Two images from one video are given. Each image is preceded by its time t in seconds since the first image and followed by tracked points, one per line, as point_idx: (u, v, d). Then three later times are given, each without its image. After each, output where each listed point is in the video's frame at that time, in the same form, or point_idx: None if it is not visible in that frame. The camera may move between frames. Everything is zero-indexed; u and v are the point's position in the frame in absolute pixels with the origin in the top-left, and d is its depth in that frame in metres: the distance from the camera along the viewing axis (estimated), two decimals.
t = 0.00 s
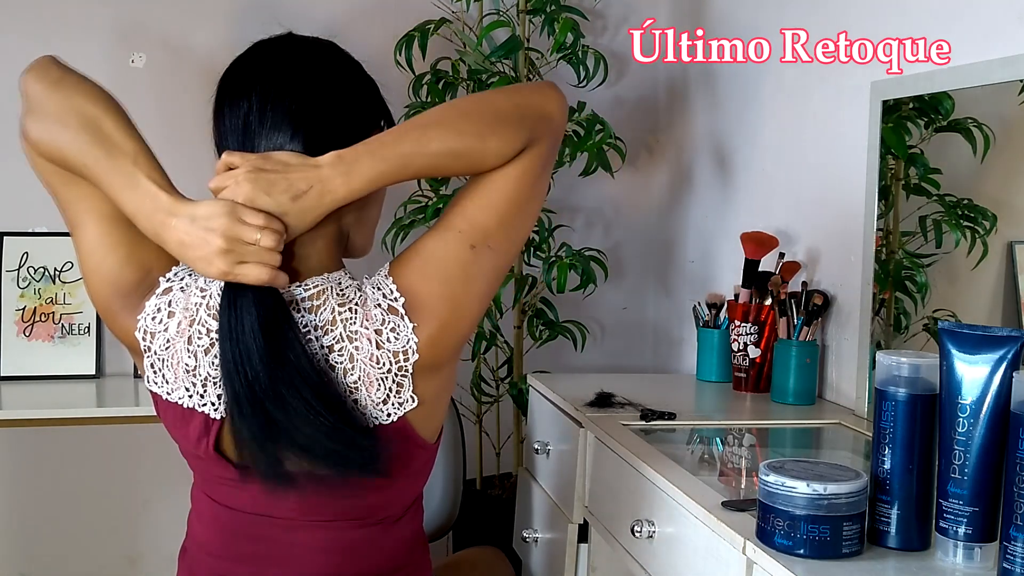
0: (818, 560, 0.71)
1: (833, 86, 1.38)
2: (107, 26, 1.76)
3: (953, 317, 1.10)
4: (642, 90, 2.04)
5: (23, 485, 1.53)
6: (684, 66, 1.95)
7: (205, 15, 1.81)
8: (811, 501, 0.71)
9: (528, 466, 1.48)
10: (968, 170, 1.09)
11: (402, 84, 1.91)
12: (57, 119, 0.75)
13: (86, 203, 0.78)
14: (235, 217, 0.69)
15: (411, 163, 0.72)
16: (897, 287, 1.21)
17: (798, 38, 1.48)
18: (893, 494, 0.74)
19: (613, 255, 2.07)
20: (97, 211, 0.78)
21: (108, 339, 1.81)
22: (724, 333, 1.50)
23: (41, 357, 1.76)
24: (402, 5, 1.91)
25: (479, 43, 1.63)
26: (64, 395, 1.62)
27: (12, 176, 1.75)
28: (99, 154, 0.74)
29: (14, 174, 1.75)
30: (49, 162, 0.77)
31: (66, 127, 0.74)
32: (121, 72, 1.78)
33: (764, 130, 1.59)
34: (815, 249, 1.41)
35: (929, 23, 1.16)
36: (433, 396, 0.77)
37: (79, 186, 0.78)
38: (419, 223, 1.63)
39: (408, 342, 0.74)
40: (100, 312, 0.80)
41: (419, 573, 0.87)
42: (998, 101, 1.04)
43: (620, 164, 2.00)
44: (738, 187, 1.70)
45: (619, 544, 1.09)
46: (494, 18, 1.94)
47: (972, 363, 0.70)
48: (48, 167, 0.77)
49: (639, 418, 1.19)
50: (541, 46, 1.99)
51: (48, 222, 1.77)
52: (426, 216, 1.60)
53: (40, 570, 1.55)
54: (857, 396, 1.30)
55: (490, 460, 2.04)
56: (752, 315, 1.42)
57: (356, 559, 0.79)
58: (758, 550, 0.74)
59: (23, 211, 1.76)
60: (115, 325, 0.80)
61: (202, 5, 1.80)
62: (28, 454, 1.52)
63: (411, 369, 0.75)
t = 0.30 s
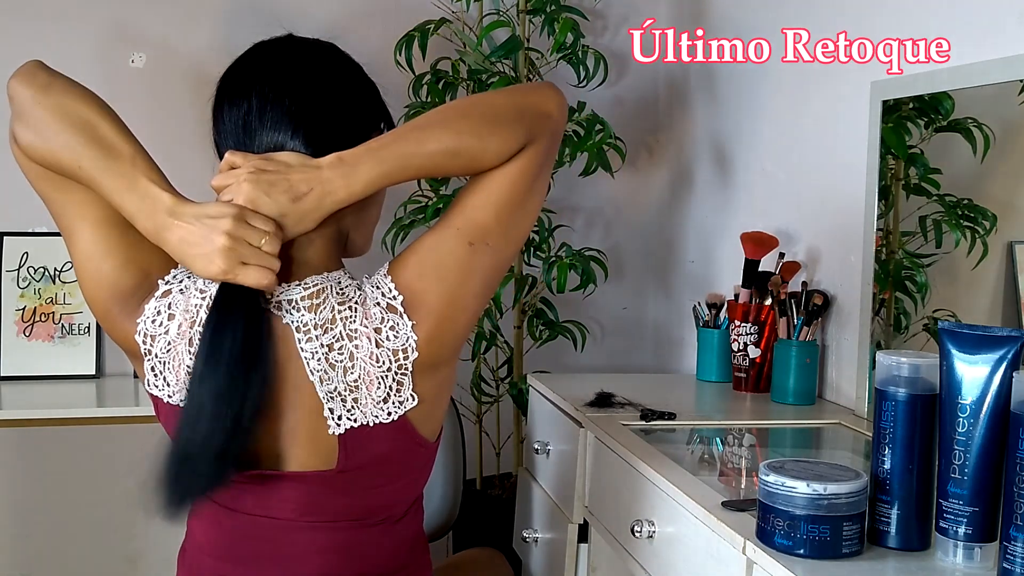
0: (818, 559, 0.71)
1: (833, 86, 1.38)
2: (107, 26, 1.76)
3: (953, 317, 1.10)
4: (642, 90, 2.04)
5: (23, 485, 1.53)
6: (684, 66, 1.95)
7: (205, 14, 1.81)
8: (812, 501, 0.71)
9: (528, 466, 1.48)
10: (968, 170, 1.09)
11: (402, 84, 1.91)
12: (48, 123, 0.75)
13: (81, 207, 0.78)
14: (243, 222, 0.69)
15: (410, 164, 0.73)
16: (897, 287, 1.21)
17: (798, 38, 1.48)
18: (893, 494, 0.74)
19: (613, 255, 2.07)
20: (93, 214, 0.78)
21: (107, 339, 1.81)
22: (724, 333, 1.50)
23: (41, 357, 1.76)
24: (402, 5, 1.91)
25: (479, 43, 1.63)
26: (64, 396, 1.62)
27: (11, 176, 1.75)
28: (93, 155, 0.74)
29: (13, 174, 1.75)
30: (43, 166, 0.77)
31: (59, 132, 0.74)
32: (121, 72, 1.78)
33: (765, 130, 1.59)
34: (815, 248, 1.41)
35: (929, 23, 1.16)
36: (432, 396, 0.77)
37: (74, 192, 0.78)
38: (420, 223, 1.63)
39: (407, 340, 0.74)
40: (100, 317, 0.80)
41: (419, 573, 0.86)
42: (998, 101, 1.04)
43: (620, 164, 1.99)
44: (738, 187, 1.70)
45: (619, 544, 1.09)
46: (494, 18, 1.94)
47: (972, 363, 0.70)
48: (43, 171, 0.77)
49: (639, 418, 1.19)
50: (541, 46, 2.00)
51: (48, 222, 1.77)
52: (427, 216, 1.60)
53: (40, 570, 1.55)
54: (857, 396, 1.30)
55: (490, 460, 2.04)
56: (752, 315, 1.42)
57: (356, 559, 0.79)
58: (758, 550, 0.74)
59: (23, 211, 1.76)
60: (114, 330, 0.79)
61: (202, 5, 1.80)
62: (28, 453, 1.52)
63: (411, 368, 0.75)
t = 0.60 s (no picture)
0: (818, 559, 0.71)
1: (833, 87, 1.38)
2: (107, 26, 1.76)
3: (953, 317, 1.10)
4: (642, 90, 2.04)
5: (23, 486, 1.53)
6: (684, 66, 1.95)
7: (205, 15, 1.81)
8: (811, 501, 0.71)
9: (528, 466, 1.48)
10: (968, 170, 1.09)
11: (402, 84, 1.91)
12: (48, 122, 0.74)
13: (80, 207, 0.77)
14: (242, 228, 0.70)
15: (408, 161, 0.72)
16: (898, 287, 1.21)
17: (799, 38, 1.48)
18: (892, 494, 0.74)
19: (613, 255, 2.07)
20: (91, 214, 0.77)
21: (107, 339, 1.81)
22: (724, 333, 1.50)
23: (41, 357, 1.76)
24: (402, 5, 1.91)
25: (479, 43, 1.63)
26: (64, 396, 1.62)
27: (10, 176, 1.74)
28: (97, 156, 0.74)
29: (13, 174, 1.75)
30: (40, 165, 0.76)
31: (60, 130, 0.74)
32: (122, 72, 1.78)
33: (765, 130, 1.59)
34: (815, 248, 1.41)
35: (929, 23, 1.16)
36: (432, 395, 0.77)
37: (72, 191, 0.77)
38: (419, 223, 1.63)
39: (406, 339, 0.74)
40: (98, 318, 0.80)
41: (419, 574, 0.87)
42: (998, 102, 1.04)
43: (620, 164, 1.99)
44: (738, 187, 1.70)
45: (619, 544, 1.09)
46: (494, 18, 1.94)
47: (972, 363, 0.70)
48: (40, 173, 0.77)
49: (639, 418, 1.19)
50: (541, 46, 2.00)
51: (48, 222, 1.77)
52: (426, 216, 1.60)
53: (40, 570, 1.55)
54: (857, 396, 1.30)
55: (490, 460, 2.04)
56: (752, 315, 1.42)
57: (356, 559, 0.79)
58: (758, 550, 0.74)
59: (22, 211, 1.76)
60: (114, 330, 0.79)
61: (202, 5, 1.81)
62: (28, 453, 1.52)
63: (410, 366, 0.75)
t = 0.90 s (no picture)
0: (818, 560, 0.71)
1: (833, 87, 1.38)
2: (107, 27, 1.76)
3: (953, 317, 1.10)
4: (642, 90, 2.04)
5: (23, 486, 1.53)
6: (684, 66, 1.95)
7: (205, 15, 1.81)
8: (811, 501, 0.71)
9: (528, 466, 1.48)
10: (969, 170, 1.09)
11: (402, 84, 1.91)
12: (32, 128, 0.74)
13: (72, 212, 0.77)
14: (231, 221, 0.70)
15: (408, 159, 0.72)
16: (898, 287, 1.21)
17: (799, 38, 1.48)
18: (893, 494, 0.74)
19: (613, 255, 2.06)
20: (83, 218, 0.77)
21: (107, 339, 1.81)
22: (724, 333, 1.50)
23: (41, 357, 1.76)
24: (402, 5, 1.91)
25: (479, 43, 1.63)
26: (64, 396, 1.62)
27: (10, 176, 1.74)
28: (82, 159, 0.74)
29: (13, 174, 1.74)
30: (27, 173, 0.76)
31: (44, 136, 0.73)
32: (121, 72, 1.77)
33: (765, 130, 1.59)
34: (815, 248, 1.41)
35: (929, 23, 1.16)
36: (432, 395, 0.77)
37: (61, 196, 0.77)
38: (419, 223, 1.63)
39: (406, 337, 0.74)
40: (97, 321, 0.80)
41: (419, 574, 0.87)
42: (998, 102, 1.04)
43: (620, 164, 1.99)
44: (738, 187, 1.70)
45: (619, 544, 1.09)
46: (494, 18, 1.94)
47: (972, 363, 0.70)
48: (25, 178, 0.76)
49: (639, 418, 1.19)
50: (541, 46, 1.99)
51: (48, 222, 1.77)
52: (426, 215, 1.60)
53: (40, 570, 1.55)
54: (857, 396, 1.30)
55: (490, 460, 2.04)
56: (752, 314, 1.42)
57: (357, 559, 0.79)
58: (758, 550, 0.74)
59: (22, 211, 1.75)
60: (114, 332, 0.79)
61: (202, 5, 1.81)
62: (29, 453, 1.52)
63: (410, 365, 0.75)
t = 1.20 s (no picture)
0: (818, 560, 0.71)
1: (833, 87, 1.38)
2: (107, 27, 1.76)
3: (953, 317, 1.10)
4: (642, 90, 2.04)
5: (24, 486, 1.53)
6: (684, 66, 1.95)
7: (205, 16, 1.81)
8: (811, 501, 0.71)
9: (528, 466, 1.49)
10: (969, 170, 1.09)
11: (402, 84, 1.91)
12: None
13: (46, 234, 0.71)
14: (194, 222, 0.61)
15: (419, 156, 0.73)
16: (898, 287, 1.21)
17: (799, 38, 1.48)
18: (892, 494, 0.74)
19: (614, 255, 2.06)
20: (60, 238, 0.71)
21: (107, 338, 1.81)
22: (724, 333, 1.50)
23: (41, 358, 1.76)
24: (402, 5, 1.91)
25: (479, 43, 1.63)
26: (65, 396, 1.62)
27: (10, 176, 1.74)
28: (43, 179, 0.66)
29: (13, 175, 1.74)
30: None
31: None
32: (121, 73, 1.77)
33: (765, 129, 1.59)
34: (815, 248, 1.41)
35: (929, 23, 1.16)
36: (433, 395, 0.77)
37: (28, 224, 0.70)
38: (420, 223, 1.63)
39: (408, 336, 0.74)
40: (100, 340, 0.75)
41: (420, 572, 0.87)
42: (999, 102, 1.04)
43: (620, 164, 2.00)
44: (738, 187, 1.70)
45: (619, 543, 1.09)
46: (494, 18, 1.94)
47: (972, 363, 0.70)
48: None
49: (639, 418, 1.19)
50: (541, 46, 1.99)
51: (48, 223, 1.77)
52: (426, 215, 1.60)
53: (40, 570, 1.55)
54: (857, 396, 1.30)
55: (490, 460, 2.04)
56: (752, 315, 1.42)
57: (359, 557, 0.79)
58: (758, 550, 0.74)
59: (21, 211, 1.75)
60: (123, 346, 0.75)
61: (202, 6, 1.81)
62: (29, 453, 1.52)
63: (412, 364, 0.75)
